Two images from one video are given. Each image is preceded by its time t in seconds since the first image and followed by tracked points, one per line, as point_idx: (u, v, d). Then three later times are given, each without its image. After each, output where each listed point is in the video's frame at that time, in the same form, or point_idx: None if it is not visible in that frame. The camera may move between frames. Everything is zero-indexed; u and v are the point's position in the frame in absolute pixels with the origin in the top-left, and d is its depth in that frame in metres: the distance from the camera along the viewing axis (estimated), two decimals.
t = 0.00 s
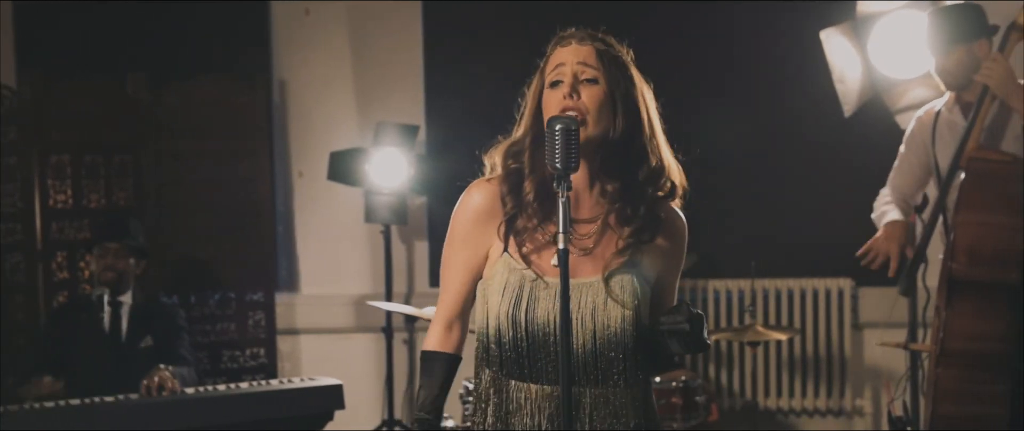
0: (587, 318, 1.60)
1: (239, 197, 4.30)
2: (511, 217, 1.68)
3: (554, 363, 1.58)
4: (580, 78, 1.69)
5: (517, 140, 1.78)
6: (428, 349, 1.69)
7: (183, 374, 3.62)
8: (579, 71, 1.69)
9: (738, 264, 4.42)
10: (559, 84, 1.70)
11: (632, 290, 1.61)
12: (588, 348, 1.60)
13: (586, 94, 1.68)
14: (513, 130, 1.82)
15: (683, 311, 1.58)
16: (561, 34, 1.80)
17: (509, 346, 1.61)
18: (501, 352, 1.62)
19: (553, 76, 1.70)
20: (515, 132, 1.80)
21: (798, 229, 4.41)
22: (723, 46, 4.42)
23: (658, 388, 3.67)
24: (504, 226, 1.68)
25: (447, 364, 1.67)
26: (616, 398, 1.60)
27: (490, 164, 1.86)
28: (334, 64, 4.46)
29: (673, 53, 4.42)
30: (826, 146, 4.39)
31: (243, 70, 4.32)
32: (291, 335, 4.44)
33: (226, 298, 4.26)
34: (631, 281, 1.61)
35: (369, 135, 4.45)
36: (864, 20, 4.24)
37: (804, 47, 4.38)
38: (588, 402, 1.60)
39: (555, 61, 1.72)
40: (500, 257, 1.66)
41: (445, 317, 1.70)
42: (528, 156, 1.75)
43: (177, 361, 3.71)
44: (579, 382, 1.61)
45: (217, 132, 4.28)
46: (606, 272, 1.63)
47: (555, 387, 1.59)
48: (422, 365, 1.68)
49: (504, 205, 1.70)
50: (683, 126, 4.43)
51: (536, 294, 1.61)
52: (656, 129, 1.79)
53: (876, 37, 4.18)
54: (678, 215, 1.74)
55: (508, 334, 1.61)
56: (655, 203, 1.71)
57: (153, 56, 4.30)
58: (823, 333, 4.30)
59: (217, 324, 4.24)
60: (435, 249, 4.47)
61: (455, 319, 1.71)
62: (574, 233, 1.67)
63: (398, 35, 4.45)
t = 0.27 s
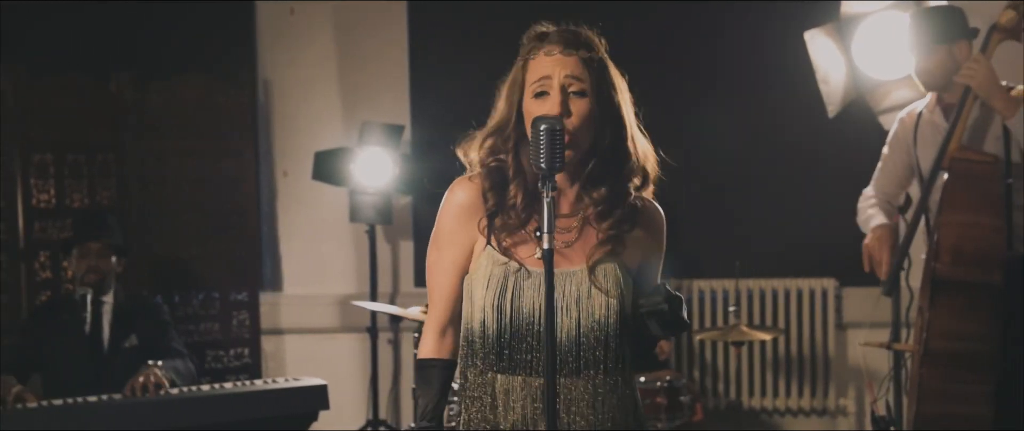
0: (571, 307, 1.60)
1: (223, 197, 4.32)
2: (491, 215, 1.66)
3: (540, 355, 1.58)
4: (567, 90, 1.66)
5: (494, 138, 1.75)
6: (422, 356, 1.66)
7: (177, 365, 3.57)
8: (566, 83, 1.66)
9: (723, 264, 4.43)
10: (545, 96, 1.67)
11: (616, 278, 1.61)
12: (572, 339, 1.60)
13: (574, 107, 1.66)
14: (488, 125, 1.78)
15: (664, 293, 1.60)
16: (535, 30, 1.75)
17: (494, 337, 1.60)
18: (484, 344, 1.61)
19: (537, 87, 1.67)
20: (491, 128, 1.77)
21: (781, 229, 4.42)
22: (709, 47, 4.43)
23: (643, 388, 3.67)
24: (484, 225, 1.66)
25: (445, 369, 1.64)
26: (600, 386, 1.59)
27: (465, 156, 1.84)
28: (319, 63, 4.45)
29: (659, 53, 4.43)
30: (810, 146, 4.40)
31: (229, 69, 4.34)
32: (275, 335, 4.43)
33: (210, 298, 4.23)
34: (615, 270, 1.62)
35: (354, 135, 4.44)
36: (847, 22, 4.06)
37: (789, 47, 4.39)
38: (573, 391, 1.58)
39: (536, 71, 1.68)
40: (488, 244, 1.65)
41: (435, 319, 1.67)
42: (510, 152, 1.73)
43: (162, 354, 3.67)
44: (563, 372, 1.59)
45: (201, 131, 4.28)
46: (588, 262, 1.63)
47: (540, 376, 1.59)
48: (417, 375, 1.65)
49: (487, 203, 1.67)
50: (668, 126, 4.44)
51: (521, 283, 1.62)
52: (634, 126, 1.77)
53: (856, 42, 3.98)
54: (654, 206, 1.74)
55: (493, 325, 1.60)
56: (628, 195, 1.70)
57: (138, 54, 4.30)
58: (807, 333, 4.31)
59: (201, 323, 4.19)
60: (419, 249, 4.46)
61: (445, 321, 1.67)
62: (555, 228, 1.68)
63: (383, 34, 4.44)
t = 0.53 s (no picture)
0: (558, 309, 1.59)
1: (207, 197, 4.31)
2: (469, 221, 1.66)
3: (526, 359, 1.57)
4: (553, 83, 1.66)
5: (469, 140, 1.77)
6: (391, 367, 1.65)
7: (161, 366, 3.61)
8: (550, 75, 1.66)
9: (708, 264, 4.44)
10: (530, 88, 1.66)
11: (601, 279, 1.62)
12: (559, 342, 1.58)
13: (562, 99, 1.66)
14: (464, 128, 1.79)
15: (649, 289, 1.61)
16: (513, 30, 1.77)
17: (482, 342, 1.59)
18: (471, 349, 1.60)
19: (522, 81, 1.66)
20: (467, 131, 1.77)
21: (766, 229, 4.43)
22: (694, 47, 4.43)
23: (628, 388, 3.68)
24: (465, 234, 1.66)
25: (411, 383, 1.64)
26: (588, 387, 1.59)
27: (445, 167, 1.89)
28: (305, 63, 4.43)
29: (645, 54, 4.43)
30: (795, 147, 4.42)
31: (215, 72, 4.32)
32: (260, 335, 4.41)
33: (195, 297, 4.18)
34: (599, 270, 1.62)
35: (340, 135, 4.44)
36: (831, 24, 3.96)
37: (774, 48, 4.40)
38: (562, 394, 1.58)
39: (518, 65, 1.68)
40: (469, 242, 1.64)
41: (410, 330, 1.66)
42: (481, 160, 1.74)
43: (152, 354, 3.69)
44: (550, 375, 1.58)
45: (186, 132, 4.28)
46: (572, 264, 1.63)
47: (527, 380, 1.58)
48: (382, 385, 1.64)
49: (462, 211, 1.68)
50: (654, 126, 4.44)
51: (508, 286, 1.60)
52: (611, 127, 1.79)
53: (838, 45, 3.88)
54: (633, 205, 1.75)
55: (480, 330, 1.59)
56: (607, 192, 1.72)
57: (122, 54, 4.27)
58: (792, 333, 4.32)
59: (184, 323, 4.14)
60: (405, 249, 4.46)
61: (416, 332, 1.66)
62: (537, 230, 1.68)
63: (369, 34, 4.43)
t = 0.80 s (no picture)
0: (545, 308, 1.59)
1: (191, 196, 4.28)
2: (453, 225, 1.65)
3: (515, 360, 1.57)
4: (535, 85, 1.66)
5: (450, 144, 1.77)
6: (383, 379, 1.65)
7: (146, 360, 3.64)
8: (533, 77, 1.66)
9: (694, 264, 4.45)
10: (512, 90, 1.66)
11: (586, 277, 1.62)
12: (549, 337, 1.59)
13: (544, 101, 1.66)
14: (445, 133, 1.79)
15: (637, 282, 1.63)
16: (495, 34, 1.77)
17: (471, 346, 1.59)
18: (460, 355, 1.59)
19: (504, 83, 1.67)
20: (449, 135, 1.78)
21: (752, 230, 4.45)
22: (680, 48, 4.44)
23: (615, 387, 3.68)
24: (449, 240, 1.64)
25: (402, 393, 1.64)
26: (578, 385, 1.59)
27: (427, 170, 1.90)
28: (290, 63, 4.43)
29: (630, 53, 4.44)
30: (780, 148, 4.43)
31: (200, 71, 4.30)
32: (246, 335, 4.40)
33: (181, 297, 4.23)
34: (583, 267, 1.63)
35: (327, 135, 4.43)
36: (817, 24, 3.87)
37: (759, 48, 4.41)
38: (552, 393, 1.58)
39: (500, 68, 1.68)
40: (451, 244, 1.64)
41: (396, 342, 1.66)
42: (462, 165, 1.74)
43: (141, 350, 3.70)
44: (540, 376, 1.58)
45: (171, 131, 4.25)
46: (556, 263, 1.63)
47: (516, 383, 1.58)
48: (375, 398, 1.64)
49: (445, 217, 1.67)
50: (640, 126, 4.45)
51: (495, 288, 1.60)
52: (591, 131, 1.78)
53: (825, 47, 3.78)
54: (612, 206, 1.76)
55: (469, 333, 1.59)
56: (586, 195, 1.71)
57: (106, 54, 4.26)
58: (777, 333, 4.33)
59: (171, 324, 4.21)
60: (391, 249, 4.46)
61: (404, 344, 1.67)
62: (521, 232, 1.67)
63: (355, 34, 4.42)
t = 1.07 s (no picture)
0: (532, 308, 1.59)
1: (177, 194, 4.28)
2: (437, 227, 1.64)
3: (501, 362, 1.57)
4: (516, 83, 1.66)
5: (432, 148, 1.76)
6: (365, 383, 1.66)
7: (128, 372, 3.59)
8: (514, 75, 1.66)
9: (679, 264, 4.45)
10: (493, 88, 1.66)
11: (571, 276, 1.62)
12: (537, 337, 1.58)
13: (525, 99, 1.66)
14: (426, 136, 1.79)
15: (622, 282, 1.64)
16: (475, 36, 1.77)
17: (458, 347, 1.58)
18: (446, 357, 1.59)
19: (486, 80, 1.67)
20: (431, 138, 1.77)
21: (737, 230, 4.46)
22: (665, 48, 4.45)
23: (602, 388, 3.69)
24: (433, 239, 1.64)
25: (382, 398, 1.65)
26: (564, 385, 1.59)
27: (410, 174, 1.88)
28: (276, 63, 4.42)
29: (615, 54, 4.45)
30: (765, 148, 4.44)
31: (185, 70, 4.29)
32: (232, 336, 4.39)
33: (166, 297, 4.21)
34: (568, 268, 1.63)
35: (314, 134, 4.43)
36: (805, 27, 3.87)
37: (745, 48, 4.42)
38: (539, 394, 1.58)
39: (481, 66, 1.68)
40: (434, 244, 1.63)
41: (380, 348, 1.66)
42: (444, 169, 1.73)
43: (121, 360, 3.69)
44: (527, 377, 1.58)
45: (156, 130, 4.23)
46: (541, 263, 1.63)
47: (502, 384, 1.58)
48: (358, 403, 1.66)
49: (429, 218, 1.66)
50: (627, 125, 4.45)
51: (482, 290, 1.60)
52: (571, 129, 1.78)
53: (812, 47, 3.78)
54: (593, 207, 1.76)
55: (456, 335, 1.58)
56: (567, 196, 1.71)
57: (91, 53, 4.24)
58: (762, 333, 4.34)
59: (155, 323, 4.16)
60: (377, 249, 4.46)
61: (388, 349, 1.66)
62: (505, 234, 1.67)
63: (342, 34, 4.42)
